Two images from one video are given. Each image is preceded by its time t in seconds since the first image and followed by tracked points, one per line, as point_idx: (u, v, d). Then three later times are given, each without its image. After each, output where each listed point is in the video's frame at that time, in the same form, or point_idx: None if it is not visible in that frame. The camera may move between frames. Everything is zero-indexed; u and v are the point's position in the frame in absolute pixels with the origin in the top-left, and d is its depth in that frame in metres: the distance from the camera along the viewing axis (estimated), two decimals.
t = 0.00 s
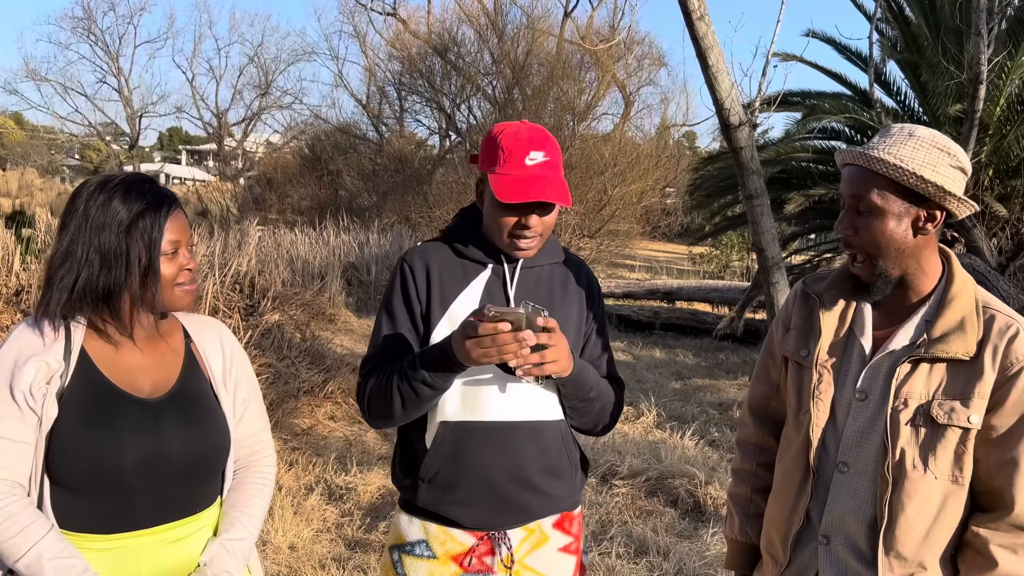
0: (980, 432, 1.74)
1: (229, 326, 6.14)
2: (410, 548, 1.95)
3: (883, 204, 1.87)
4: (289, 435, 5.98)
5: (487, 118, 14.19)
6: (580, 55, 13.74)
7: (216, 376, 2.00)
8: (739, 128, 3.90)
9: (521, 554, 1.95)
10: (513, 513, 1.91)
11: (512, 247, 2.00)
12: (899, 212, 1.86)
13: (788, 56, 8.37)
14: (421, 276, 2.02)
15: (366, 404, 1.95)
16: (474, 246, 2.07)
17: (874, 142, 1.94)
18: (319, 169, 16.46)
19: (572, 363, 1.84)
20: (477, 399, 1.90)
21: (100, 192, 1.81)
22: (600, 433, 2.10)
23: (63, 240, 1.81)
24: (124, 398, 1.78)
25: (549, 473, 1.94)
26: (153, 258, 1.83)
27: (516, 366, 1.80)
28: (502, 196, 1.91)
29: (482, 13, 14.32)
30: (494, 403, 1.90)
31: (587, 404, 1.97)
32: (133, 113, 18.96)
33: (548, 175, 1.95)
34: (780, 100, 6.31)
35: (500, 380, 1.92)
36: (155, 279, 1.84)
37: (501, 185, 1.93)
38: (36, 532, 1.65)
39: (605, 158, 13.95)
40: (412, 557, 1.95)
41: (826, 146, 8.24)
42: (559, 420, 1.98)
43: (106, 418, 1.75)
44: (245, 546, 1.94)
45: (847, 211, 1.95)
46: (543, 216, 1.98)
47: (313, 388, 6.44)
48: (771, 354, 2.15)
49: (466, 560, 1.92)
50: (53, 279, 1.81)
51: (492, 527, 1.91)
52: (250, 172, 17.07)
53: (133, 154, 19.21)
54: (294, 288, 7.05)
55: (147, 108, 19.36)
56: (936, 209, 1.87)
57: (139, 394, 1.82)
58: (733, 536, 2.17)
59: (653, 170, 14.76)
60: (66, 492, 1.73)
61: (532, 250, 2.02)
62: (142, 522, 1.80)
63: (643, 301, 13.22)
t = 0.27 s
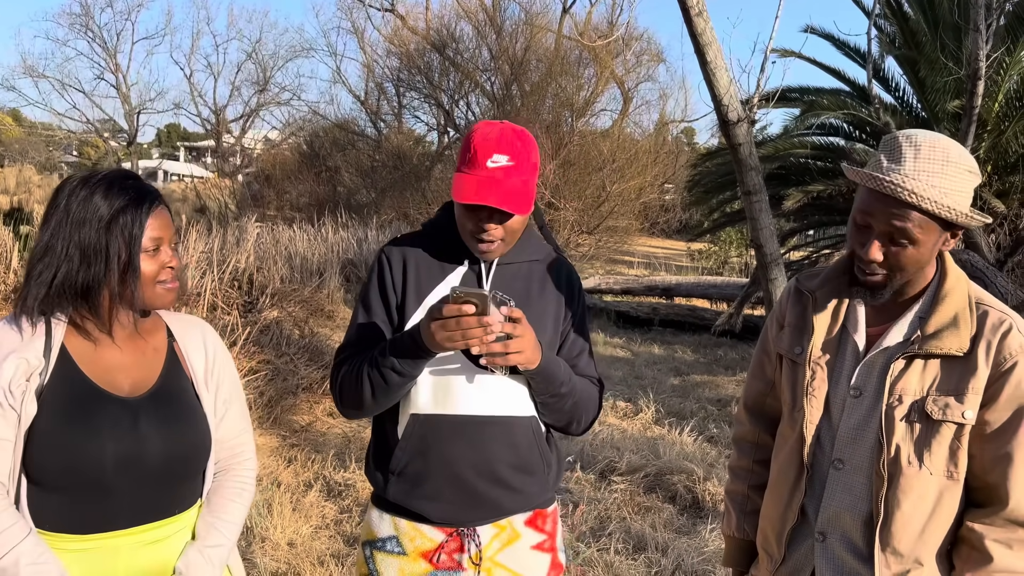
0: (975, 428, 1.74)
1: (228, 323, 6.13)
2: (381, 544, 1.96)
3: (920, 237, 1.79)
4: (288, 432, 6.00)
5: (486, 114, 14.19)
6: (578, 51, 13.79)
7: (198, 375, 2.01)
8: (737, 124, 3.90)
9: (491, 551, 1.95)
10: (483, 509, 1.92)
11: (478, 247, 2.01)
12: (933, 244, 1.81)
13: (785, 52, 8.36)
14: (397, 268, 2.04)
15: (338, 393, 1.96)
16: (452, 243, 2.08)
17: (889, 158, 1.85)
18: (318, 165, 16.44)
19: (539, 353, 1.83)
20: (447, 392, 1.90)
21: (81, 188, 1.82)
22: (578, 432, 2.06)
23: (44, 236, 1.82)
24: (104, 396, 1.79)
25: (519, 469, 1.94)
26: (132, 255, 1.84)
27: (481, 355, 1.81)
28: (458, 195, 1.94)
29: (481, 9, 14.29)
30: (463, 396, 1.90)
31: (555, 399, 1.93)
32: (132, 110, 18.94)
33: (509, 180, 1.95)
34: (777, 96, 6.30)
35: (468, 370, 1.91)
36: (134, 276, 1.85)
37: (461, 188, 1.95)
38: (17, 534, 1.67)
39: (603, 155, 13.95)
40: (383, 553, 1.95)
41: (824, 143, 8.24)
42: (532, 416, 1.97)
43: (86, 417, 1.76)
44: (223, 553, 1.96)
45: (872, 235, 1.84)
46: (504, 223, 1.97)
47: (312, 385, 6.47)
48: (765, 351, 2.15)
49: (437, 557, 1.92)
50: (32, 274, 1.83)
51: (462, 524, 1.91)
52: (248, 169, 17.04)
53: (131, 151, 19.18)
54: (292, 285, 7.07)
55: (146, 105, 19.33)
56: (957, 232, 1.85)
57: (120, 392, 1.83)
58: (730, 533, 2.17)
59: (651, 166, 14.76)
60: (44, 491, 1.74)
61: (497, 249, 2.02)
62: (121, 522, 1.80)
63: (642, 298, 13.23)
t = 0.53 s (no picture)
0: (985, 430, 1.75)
1: (228, 320, 6.11)
2: (362, 541, 1.96)
3: (938, 242, 1.80)
4: (289, 428, 5.99)
5: (485, 110, 14.17)
6: (578, 47, 13.77)
7: (178, 375, 2.01)
8: (737, 120, 3.89)
9: (473, 549, 1.96)
10: (463, 507, 1.92)
11: (458, 242, 2.01)
12: (950, 249, 1.82)
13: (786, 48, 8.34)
14: (378, 263, 2.04)
15: (317, 391, 1.97)
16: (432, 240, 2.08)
17: (914, 157, 1.83)
18: (317, 161, 16.41)
19: (517, 351, 1.81)
20: (426, 390, 1.90)
21: (59, 184, 1.82)
22: (560, 430, 2.06)
23: (21, 233, 1.82)
24: (86, 395, 1.79)
25: (498, 467, 1.94)
26: (110, 252, 1.84)
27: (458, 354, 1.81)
28: (436, 191, 1.94)
29: (480, 5, 14.25)
30: (441, 394, 1.90)
31: (536, 398, 1.93)
32: (131, 106, 18.90)
33: (486, 178, 1.94)
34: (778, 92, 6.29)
35: (445, 370, 1.92)
36: (112, 273, 1.84)
37: (438, 184, 1.95)
38: None
39: (603, 151, 13.93)
40: (365, 551, 1.95)
41: (824, 139, 8.24)
42: (512, 414, 1.96)
43: (67, 417, 1.76)
44: (200, 554, 1.95)
45: (890, 236, 1.84)
46: (483, 221, 1.97)
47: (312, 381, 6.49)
48: (765, 345, 2.15)
49: (417, 555, 1.92)
50: (9, 271, 1.82)
51: (442, 522, 1.92)
52: (247, 165, 17.01)
53: (130, 147, 19.15)
54: (292, 281, 7.07)
55: (144, 101, 19.29)
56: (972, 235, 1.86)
57: (104, 391, 1.83)
58: (727, 529, 2.18)
59: (651, 162, 14.74)
60: (24, 492, 1.73)
61: (479, 245, 2.02)
62: (102, 522, 1.81)
63: (641, 294, 13.23)
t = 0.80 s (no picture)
0: (996, 432, 1.73)
1: (229, 316, 6.09)
2: (361, 539, 1.95)
3: (942, 239, 1.78)
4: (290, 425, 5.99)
5: (486, 107, 14.16)
6: (579, 43, 13.73)
7: (157, 373, 2.02)
8: (738, 116, 3.88)
9: (472, 546, 1.95)
10: (462, 505, 1.91)
11: (453, 239, 1.99)
12: (956, 246, 1.80)
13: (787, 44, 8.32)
14: (375, 261, 2.03)
15: (318, 395, 1.94)
16: (428, 237, 2.07)
17: (912, 155, 1.83)
18: (318, 158, 16.39)
19: (512, 354, 1.81)
20: (423, 390, 1.89)
21: (38, 180, 1.81)
22: (557, 425, 2.06)
23: None
24: (74, 393, 1.78)
25: (496, 464, 1.93)
26: (90, 247, 1.83)
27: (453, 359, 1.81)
28: (429, 191, 1.93)
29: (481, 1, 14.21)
30: (439, 394, 1.89)
31: (532, 397, 1.92)
32: (131, 102, 18.90)
33: (479, 177, 1.93)
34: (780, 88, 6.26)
35: (440, 373, 1.90)
36: (93, 268, 1.84)
37: (432, 183, 1.94)
38: None
39: (604, 147, 13.91)
40: (363, 548, 1.94)
41: (825, 135, 8.22)
42: (510, 412, 1.96)
43: (54, 415, 1.75)
44: (185, 554, 1.99)
45: (892, 233, 1.83)
46: (478, 220, 1.96)
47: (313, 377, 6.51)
48: (777, 341, 2.14)
49: (416, 552, 1.91)
50: None
51: (440, 519, 1.91)
52: (248, 162, 16.99)
53: (130, 144, 19.14)
54: (293, 278, 7.06)
55: (145, 98, 19.27)
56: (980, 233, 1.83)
57: (90, 390, 1.83)
58: (736, 525, 2.17)
59: (652, 158, 14.72)
60: (8, 492, 1.70)
61: (476, 243, 2.01)
62: (90, 522, 1.80)
63: (642, 290, 13.21)
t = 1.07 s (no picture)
0: (1003, 436, 1.70)
1: (230, 314, 6.08)
2: (373, 536, 1.94)
3: (946, 238, 1.76)
4: (291, 422, 5.98)
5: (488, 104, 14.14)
6: (580, 40, 13.68)
7: (145, 370, 2.03)
8: (741, 113, 3.86)
9: (485, 544, 1.94)
10: (475, 502, 1.90)
11: (468, 235, 1.98)
12: (961, 246, 1.78)
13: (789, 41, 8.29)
14: (389, 256, 2.02)
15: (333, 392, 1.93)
16: (441, 234, 2.07)
17: (918, 154, 1.82)
18: (320, 155, 16.37)
19: (524, 349, 1.80)
20: (438, 386, 1.88)
21: (25, 175, 1.78)
22: (571, 422, 2.04)
23: None
24: (68, 392, 1.78)
25: (510, 461, 1.92)
26: (82, 244, 1.82)
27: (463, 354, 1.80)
28: (444, 185, 1.92)
29: None
30: (453, 390, 1.88)
31: (546, 393, 1.91)
32: (134, 100, 18.91)
33: (495, 172, 1.91)
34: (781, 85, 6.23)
35: (453, 368, 1.89)
36: (85, 265, 1.83)
37: (448, 177, 1.92)
38: None
39: (605, 144, 13.89)
40: (376, 546, 1.93)
41: (828, 132, 8.19)
42: (524, 409, 1.94)
43: (48, 415, 1.74)
44: (180, 549, 2.02)
45: (896, 232, 1.82)
46: (494, 215, 1.94)
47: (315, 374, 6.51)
48: (799, 337, 2.11)
49: (429, 549, 1.91)
50: None
51: (453, 516, 1.90)
52: (250, 159, 16.98)
53: (132, 142, 19.15)
54: (295, 276, 7.05)
55: (147, 95, 19.28)
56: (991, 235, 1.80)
57: (84, 389, 1.83)
58: (753, 515, 2.16)
59: (654, 156, 14.69)
60: None
61: (490, 238, 2.00)
62: (83, 520, 1.80)
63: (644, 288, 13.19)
